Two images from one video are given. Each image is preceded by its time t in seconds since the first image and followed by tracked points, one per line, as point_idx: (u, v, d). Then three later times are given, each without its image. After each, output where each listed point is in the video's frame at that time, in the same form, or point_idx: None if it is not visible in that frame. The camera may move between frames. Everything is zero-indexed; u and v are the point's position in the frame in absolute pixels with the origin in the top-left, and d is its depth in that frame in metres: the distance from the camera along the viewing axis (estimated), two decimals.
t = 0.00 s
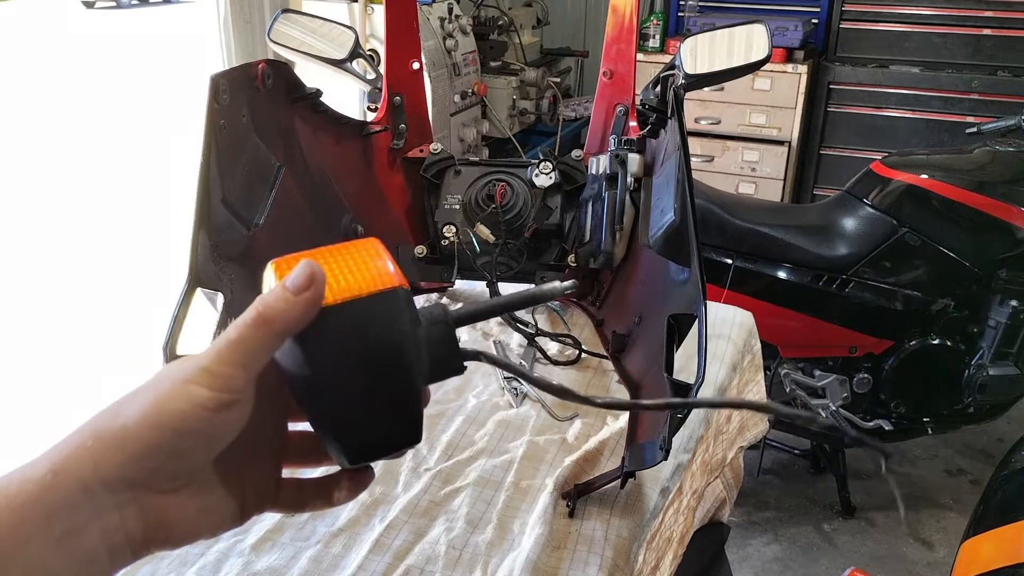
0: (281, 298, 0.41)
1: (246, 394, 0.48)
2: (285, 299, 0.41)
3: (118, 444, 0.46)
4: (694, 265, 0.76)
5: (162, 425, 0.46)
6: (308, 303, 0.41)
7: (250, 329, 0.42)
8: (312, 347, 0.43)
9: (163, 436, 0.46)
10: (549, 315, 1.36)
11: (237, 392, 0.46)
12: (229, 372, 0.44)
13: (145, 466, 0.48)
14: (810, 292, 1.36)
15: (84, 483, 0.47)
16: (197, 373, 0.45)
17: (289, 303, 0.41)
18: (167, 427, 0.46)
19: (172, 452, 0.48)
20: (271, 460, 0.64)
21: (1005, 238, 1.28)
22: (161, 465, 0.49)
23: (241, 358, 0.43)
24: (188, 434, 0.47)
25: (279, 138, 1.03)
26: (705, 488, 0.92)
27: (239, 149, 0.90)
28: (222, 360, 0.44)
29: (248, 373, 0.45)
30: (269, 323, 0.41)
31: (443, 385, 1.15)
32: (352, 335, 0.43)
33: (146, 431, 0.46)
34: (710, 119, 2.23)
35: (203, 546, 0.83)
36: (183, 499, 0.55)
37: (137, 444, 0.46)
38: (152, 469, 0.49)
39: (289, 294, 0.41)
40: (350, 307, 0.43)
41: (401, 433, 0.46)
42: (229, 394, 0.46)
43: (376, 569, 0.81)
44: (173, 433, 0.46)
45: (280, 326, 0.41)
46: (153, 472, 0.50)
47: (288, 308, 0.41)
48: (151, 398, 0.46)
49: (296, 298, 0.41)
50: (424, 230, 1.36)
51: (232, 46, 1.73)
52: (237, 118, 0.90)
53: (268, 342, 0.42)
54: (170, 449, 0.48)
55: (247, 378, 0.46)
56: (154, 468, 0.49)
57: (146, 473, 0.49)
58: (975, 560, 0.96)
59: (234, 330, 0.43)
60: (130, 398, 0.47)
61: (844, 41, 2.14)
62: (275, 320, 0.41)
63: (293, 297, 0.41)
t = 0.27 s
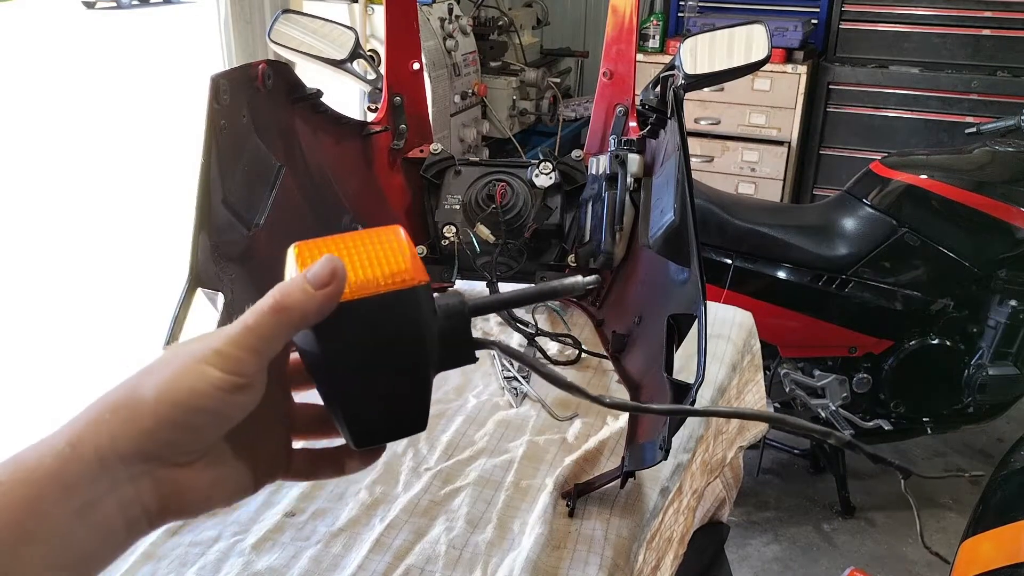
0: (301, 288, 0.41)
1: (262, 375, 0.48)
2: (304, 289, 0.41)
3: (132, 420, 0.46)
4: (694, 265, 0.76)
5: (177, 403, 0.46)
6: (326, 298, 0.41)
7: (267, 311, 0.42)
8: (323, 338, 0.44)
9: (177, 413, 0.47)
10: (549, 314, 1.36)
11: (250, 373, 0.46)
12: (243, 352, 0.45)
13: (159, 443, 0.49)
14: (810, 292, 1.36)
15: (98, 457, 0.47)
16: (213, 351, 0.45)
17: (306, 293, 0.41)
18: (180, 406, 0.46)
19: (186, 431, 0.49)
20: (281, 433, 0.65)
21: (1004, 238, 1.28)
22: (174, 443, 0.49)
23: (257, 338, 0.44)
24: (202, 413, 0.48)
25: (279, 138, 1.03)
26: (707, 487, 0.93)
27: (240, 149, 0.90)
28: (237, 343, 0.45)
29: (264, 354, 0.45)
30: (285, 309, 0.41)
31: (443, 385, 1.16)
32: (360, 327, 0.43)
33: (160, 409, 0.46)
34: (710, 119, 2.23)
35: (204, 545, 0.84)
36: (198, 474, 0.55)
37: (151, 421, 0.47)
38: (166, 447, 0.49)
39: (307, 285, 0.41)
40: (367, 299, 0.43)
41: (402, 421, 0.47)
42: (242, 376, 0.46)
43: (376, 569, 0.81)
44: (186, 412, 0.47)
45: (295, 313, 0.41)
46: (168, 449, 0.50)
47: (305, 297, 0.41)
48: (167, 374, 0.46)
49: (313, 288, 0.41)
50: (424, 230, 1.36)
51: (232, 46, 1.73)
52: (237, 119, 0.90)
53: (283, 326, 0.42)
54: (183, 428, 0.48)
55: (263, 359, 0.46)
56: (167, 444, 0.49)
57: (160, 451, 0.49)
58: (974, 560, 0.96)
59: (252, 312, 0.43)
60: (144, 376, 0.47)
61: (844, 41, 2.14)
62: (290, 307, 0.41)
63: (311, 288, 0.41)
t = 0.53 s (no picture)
0: (300, 269, 0.43)
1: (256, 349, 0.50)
2: (304, 269, 0.43)
3: (134, 402, 0.47)
4: (694, 265, 0.76)
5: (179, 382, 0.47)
6: (326, 277, 0.43)
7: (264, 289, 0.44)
8: (322, 319, 0.45)
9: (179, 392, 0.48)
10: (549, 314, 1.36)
11: (246, 348, 0.48)
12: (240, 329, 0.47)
13: (161, 422, 0.49)
14: (810, 292, 1.36)
15: (101, 439, 0.47)
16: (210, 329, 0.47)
17: (306, 273, 0.43)
18: (182, 384, 0.47)
19: (186, 408, 0.50)
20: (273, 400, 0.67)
21: (1004, 238, 1.28)
22: (175, 421, 0.50)
23: (254, 314, 0.46)
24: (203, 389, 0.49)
25: (279, 139, 1.03)
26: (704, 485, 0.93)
27: (240, 149, 0.90)
28: (236, 320, 0.46)
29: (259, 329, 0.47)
30: (284, 288, 0.43)
31: (443, 386, 1.16)
32: (364, 315, 0.45)
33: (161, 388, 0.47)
34: (710, 119, 2.23)
35: (204, 545, 0.84)
36: (195, 447, 0.56)
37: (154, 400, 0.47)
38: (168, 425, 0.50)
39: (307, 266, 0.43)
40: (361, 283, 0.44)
41: (394, 402, 0.49)
42: (241, 352, 0.48)
43: (376, 569, 0.81)
44: (188, 390, 0.48)
45: (294, 293, 0.43)
46: (170, 427, 0.51)
47: (304, 277, 0.43)
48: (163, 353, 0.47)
49: (313, 269, 0.43)
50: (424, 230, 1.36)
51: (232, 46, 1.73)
52: (237, 119, 0.90)
53: (281, 303, 0.44)
54: (185, 405, 0.49)
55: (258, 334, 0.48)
56: (169, 423, 0.50)
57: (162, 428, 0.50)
58: (974, 560, 0.96)
59: (250, 289, 0.45)
60: (141, 356, 0.48)
61: (844, 41, 2.14)
62: (289, 286, 0.43)
63: (312, 269, 0.43)
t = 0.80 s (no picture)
0: (302, 272, 0.44)
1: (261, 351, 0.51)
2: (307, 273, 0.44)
3: (142, 402, 0.47)
4: (694, 265, 0.76)
5: (186, 383, 0.47)
6: (327, 281, 0.44)
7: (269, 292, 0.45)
8: (323, 322, 0.47)
9: (185, 393, 0.48)
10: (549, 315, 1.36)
11: (251, 351, 0.49)
12: (246, 330, 0.47)
13: (168, 423, 0.50)
14: (810, 292, 1.36)
15: (110, 438, 0.47)
16: (216, 330, 0.47)
17: (308, 277, 0.44)
18: (189, 385, 0.48)
19: (193, 410, 0.50)
20: (270, 401, 0.68)
21: (1004, 238, 1.28)
22: (181, 422, 0.51)
23: (258, 317, 0.46)
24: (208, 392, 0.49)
25: (279, 139, 1.03)
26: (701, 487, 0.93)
27: (240, 149, 0.90)
28: (241, 321, 0.47)
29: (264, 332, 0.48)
30: (288, 290, 0.44)
31: (443, 385, 1.16)
32: (372, 327, 0.47)
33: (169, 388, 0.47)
34: (710, 119, 2.23)
35: (204, 545, 0.84)
36: (200, 448, 0.57)
37: (161, 401, 0.48)
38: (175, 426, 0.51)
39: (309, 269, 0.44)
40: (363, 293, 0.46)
41: (394, 410, 0.52)
42: (246, 354, 0.49)
43: (376, 569, 0.81)
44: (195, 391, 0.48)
45: (297, 296, 0.44)
46: (176, 428, 0.51)
47: (306, 280, 0.44)
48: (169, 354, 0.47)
49: (315, 272, 0.44)
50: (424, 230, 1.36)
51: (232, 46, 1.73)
52: (237, 119, 0.90)
53: (283, 306, 0.45)
54: (192, 407, 0.50)
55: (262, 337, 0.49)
56: (175, 424, 0.50)
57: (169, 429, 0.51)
58: (974, 560, 0.96)
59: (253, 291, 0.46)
60: (147, 356, 0.48)
61: (844, 41, 2.14)
62: (292, 289, 0.44)
63: (314, 273, 0.44)
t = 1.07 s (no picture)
0: (322, 290, 0.50)
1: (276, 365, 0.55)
2: (325, 290, 0.50)
3: (164, 405, 0.50)
4: (694, 265, 0.76)
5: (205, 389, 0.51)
6: (344, 299, 0.50)
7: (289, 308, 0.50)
8: (337, 337, 0.54)
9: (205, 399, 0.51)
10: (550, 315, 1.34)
11: (268, 363, 0.53)
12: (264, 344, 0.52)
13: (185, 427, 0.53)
14: (810, 292, 1.36)
15: (132, 437, 0.50)
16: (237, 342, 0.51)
17: (327, 295, 0.50)
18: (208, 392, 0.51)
19: (209, 417, 0.53)
20: (279, 422, 0.72)
21: (1004, 238, 1.28)
22: (197, 428, 0.54)
23: (276, 330, 0.51)
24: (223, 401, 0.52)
25: (279, 139, 1.03)
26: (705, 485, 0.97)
27: (240, 149, 0.90)
28: (262, 333, 0.51)
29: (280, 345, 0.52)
30: (306, 305, 0.50)
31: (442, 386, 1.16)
32: (385, 350, 0.55)
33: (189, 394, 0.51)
34: (710, 119, 2.23)
35: (204, 545, 0.84)
36: (213, 455, 0.60)
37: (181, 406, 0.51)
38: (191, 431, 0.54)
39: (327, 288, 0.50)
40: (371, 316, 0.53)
41: (390, 431, 0.60)
42: (262, 365, 0.53)
43: (376, 569, 0.81)
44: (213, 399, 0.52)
45: (316, 311, 0.50)
46: (192, 433, 0.54)
47: (324, 297, 0.50)
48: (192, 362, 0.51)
49: (334, 290, 0.50)
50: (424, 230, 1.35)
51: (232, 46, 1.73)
52: (237, 119, 0.90)
53: (300, 320, 0.50)
54: (209, 414, 0.53)
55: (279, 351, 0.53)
56: (192, 429, 0.53)
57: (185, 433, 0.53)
58: (974, 559, 0.96)
59: (274, 306, 0.51)
60: (171, 361, 0.52)
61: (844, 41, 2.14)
62: (310, 304, 0.49)
63: (333, 291, 0.50)
